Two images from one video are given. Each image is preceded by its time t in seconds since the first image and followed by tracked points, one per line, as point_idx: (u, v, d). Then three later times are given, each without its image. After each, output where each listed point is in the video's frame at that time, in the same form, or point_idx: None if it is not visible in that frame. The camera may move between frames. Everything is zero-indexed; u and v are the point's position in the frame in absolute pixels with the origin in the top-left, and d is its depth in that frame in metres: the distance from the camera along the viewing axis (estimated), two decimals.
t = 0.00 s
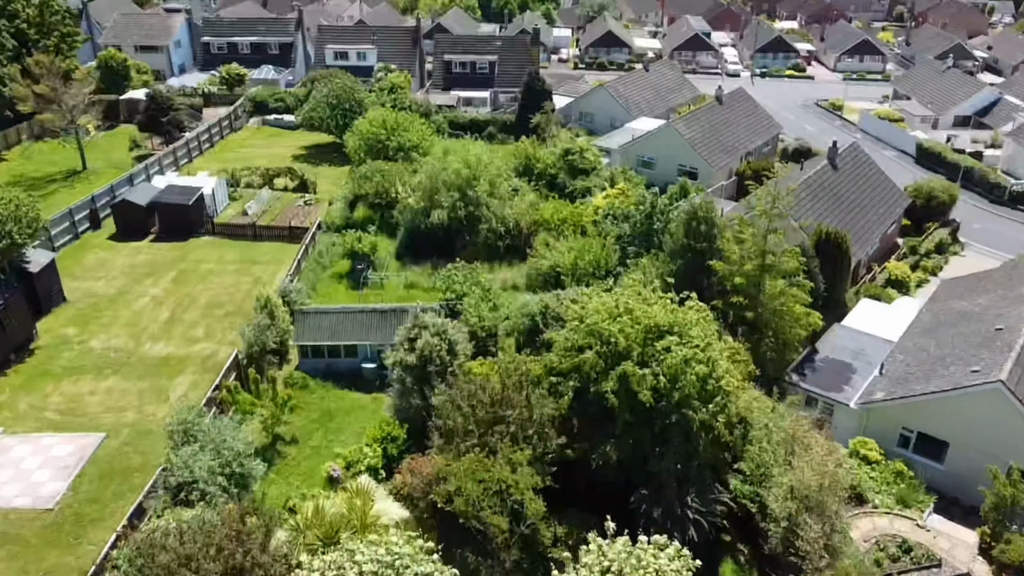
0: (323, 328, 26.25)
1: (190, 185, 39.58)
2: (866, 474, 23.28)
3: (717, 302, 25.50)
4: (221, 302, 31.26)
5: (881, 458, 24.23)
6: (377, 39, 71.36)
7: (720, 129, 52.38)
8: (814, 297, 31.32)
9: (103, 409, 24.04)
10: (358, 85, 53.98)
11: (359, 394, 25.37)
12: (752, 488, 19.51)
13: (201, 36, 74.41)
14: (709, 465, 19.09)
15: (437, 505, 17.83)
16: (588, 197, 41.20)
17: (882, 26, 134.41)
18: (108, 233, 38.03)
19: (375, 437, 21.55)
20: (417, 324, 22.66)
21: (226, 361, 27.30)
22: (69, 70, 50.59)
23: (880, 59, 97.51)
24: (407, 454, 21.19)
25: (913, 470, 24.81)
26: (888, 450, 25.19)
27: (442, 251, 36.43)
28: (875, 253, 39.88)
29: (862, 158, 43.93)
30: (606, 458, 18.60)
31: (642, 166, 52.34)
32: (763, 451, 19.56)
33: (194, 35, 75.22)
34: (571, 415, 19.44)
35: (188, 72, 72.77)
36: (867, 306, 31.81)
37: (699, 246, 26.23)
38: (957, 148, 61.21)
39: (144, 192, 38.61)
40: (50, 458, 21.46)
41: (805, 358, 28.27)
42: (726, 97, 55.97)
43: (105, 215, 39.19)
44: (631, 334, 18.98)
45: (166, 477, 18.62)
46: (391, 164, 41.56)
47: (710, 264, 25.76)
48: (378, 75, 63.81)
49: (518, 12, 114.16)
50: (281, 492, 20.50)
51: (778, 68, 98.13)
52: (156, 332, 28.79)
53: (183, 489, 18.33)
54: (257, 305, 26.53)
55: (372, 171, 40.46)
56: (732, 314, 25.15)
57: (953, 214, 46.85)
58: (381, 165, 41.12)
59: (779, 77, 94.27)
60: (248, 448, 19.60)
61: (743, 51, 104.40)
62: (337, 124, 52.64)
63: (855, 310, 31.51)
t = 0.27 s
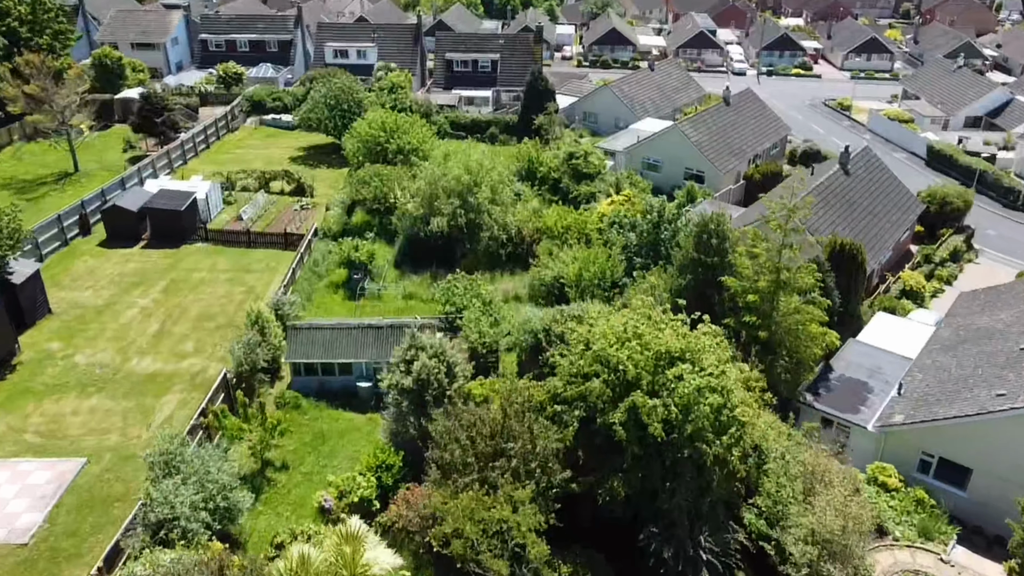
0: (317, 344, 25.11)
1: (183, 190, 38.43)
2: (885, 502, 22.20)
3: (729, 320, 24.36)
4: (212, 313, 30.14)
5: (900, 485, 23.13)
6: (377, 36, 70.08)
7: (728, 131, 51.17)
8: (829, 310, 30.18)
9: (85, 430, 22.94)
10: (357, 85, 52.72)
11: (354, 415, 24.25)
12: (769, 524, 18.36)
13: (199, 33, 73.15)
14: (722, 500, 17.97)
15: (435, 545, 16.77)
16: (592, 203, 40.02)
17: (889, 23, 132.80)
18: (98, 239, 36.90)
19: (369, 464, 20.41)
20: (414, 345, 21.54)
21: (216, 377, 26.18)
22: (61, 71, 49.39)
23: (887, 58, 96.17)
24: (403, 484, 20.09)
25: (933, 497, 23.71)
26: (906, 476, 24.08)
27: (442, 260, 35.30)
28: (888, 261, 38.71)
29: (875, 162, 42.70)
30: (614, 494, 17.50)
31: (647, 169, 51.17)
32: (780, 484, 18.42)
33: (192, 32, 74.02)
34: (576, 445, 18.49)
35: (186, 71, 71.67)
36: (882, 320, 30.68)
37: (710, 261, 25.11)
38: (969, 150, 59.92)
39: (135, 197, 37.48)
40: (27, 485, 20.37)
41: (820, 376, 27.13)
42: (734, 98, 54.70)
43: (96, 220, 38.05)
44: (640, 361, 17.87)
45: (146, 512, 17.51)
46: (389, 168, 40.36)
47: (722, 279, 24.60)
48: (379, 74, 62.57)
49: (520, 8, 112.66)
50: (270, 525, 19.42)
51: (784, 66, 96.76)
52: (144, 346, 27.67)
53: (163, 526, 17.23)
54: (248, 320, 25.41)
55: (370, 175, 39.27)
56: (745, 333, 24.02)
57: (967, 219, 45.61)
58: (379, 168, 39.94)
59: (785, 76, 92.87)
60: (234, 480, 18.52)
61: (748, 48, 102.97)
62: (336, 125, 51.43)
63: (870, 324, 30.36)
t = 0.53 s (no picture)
0: (315, 363, 24.14)
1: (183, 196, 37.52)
2: (910, 535, 21.10)
3: (747, 342, 23.28)
4: (210, 327, 29.22)
5: (926, 517, 22.03)
6: (384, 37, 69.12)
7: (741, 136, 50.00)
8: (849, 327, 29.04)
9: (74, 453, 22.05)
10: (362, 87, 51.78)
11: (354, 437, 23.29)
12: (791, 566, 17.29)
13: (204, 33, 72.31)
14: (741, 540, 16.94)
15: None
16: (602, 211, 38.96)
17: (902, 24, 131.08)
18: (95, 247, 36.08)
19: (369, 495, 19.45)
20: (416, 369, 20.56)
21: (212, 394, 25.26)
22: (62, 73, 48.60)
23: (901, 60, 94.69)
24: (404, 516, 19.14)
25: (960, 529, 22.60)
26: (931, 506, 22.97)
27: (447, 271, 34.33)
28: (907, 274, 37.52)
29: (893, 170, 41.46)
30: (626, 534, 16.51)
31: (658, 175, 50.11)
32: (802, 524, 17.36)
33: (197, 32, 73.22)
34: (586, 480, 17.45)
35: (191, 71, 70.89)
36: (903, 337, 29.52)
37: (725, 279, 24.05)
38: (987, 156, 58.55)
39: (134, 204, 36.62)
40: (11, 513, 19.50)
41: (840, 398, 26.02)
42: (747, 102, 53.49)
43: (94, 227, 37.21)
44: (655, 392, 16.90)
45: (131, 549, 16.61)
46: (394, 174, 39.40)
47: (738, 298, 23.52)
48: (385, 76, 61.61)
49: (529, 8, 111.48)
50: (264, 560, 18.50)
51: (796, 68, 95.37)
52: (139, 361, 26.77)
53: (149, 564, 16.31)
54: (244, 337, 24.49)
55: (375, 181, 38.28)
56: (763, 355, 22.95)
57: (987, 229, 44.36)
58: (383, 174, 38.97)
59: (798, 78, 91.49)
60: (225, 513, 17.58)
61: (760, 49, 101.60)
62: (340, 128, 50.49)
63: (891, 342, 29.22)
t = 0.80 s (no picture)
0: (313, 381, 23.30)
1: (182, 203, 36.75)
2: (934, 567, 20.11)
3: (761, 363, 22.43)
4: (206, 340, 28.40)
5: (948, 547, 21.11)
6: (389, 39, 68.31)
7: (751, 142, 49.04)
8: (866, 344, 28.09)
9: (62, 476, 21.23)
10: (365, 91, 50.98)
11: (353, 459, 22.45)
12: None
13: (207, 34, 71.61)
14: None
15: None
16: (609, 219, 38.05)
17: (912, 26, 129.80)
18: (91, 255, 35.32)
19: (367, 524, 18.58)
20: (417, 393, 19.78)
21: (206, 412, 24.42)
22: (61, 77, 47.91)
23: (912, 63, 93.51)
24: (403, 547, 18.34)
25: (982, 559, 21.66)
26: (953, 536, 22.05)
27: (451, 282, 33.49)
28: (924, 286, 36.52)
29: (908, 179, 40.47)
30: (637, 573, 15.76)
31: (666, 181, 49.19)
32: (823, 562, 16.46)
33: (200, 33, 72.55)
34: (593, 515, 16.83)
35: (193, 73, 70.21)
36: (922, 354, 28.55)
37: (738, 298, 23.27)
38: (1001, 162, 57.44)
39: (130, 211, 35.84)
40: None
41: (857, 420, 25.09)
42: (757, 107, 52.51)
43: (90, 235, 36.46)
44: (666, 425, 16.23)
45: None
46: (397, 181, 38.57)
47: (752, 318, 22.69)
48: (389, 80, 60.83)
49: (536, 9, 110.55)
50: None
51: (805, 71, 94.26)
52: (132, 376, 25.96)
53: None
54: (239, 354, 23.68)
55: (377, 188, 37.44)
56: (778, 378, 22.10)
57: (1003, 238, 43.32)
58: (386, 181, 38.13)
59: (807, 80, 90.40)
60: (214, 547, 16.77)
61: (769, 51, 100.52)
62: (343, 132, 49.67)
63: (909, 360, 28.26)
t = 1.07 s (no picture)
0: (328, 404, 22.36)
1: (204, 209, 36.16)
2: None
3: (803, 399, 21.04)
4: (223, 354, 27.66)
5: None
6: (420, 41, 67.52)
7: (789, 153, 47.34)
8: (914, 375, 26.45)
9: (67, 497, 20.54)
10: (394, 95, 50.16)
11: (367, 487, 21.47)
12: None
13: (239, 35, 71.44)
14: None
15: None
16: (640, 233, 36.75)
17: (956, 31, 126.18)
18: (111, 261, 34.86)
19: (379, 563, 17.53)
20: (435, 425, 18.75)
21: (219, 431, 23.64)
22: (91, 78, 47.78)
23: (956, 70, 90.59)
24: None
25: None
26: None
27: (475, 296, 32.45)
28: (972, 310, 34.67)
29: (957, 196, 38.55)
30: None
31: (699, 192, 47.71)
32: None
33: (232, 34, 72.44)
34: (620, 568, 16.01)
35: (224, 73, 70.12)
36: (972, 387, 26.85)
37: (777, 327, 21.93)
38: None
39: (152, 217, 35.31)
40: None
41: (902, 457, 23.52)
42: (797, 116, 50.74)
43: (112, 240, 36.02)
44: (701, 475, 15.12)
45: None
46: (423, 189, 37.64)
47: (792, 350, 21.36)
48: (419, 83, 60.01)
49: (569, 11, 109.22)
50: None
51: (844, 77, 91.83)
52: (146, 391, 25.28)
53: None
54: (253, 373, 22.83)
55: (402, 197, 36.53)
56: (820, 415, 20.72)
57: None
58: (411, 189, 37.22)
59: (846, 87, 88.00)
60: None
61: (807, 57, 98.17)
62: (370, 137, 48.91)
63: (958, 393, 26.57)
